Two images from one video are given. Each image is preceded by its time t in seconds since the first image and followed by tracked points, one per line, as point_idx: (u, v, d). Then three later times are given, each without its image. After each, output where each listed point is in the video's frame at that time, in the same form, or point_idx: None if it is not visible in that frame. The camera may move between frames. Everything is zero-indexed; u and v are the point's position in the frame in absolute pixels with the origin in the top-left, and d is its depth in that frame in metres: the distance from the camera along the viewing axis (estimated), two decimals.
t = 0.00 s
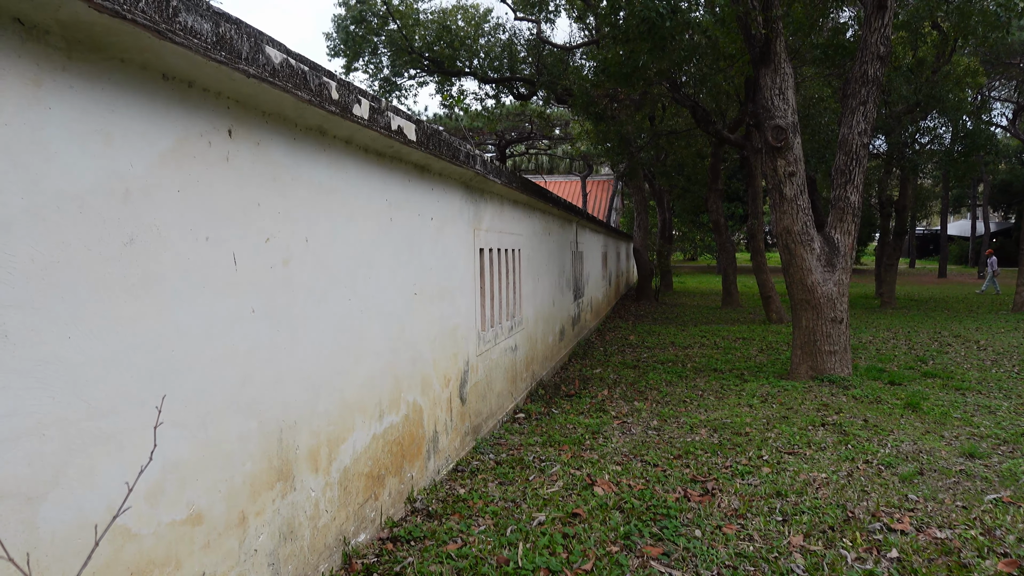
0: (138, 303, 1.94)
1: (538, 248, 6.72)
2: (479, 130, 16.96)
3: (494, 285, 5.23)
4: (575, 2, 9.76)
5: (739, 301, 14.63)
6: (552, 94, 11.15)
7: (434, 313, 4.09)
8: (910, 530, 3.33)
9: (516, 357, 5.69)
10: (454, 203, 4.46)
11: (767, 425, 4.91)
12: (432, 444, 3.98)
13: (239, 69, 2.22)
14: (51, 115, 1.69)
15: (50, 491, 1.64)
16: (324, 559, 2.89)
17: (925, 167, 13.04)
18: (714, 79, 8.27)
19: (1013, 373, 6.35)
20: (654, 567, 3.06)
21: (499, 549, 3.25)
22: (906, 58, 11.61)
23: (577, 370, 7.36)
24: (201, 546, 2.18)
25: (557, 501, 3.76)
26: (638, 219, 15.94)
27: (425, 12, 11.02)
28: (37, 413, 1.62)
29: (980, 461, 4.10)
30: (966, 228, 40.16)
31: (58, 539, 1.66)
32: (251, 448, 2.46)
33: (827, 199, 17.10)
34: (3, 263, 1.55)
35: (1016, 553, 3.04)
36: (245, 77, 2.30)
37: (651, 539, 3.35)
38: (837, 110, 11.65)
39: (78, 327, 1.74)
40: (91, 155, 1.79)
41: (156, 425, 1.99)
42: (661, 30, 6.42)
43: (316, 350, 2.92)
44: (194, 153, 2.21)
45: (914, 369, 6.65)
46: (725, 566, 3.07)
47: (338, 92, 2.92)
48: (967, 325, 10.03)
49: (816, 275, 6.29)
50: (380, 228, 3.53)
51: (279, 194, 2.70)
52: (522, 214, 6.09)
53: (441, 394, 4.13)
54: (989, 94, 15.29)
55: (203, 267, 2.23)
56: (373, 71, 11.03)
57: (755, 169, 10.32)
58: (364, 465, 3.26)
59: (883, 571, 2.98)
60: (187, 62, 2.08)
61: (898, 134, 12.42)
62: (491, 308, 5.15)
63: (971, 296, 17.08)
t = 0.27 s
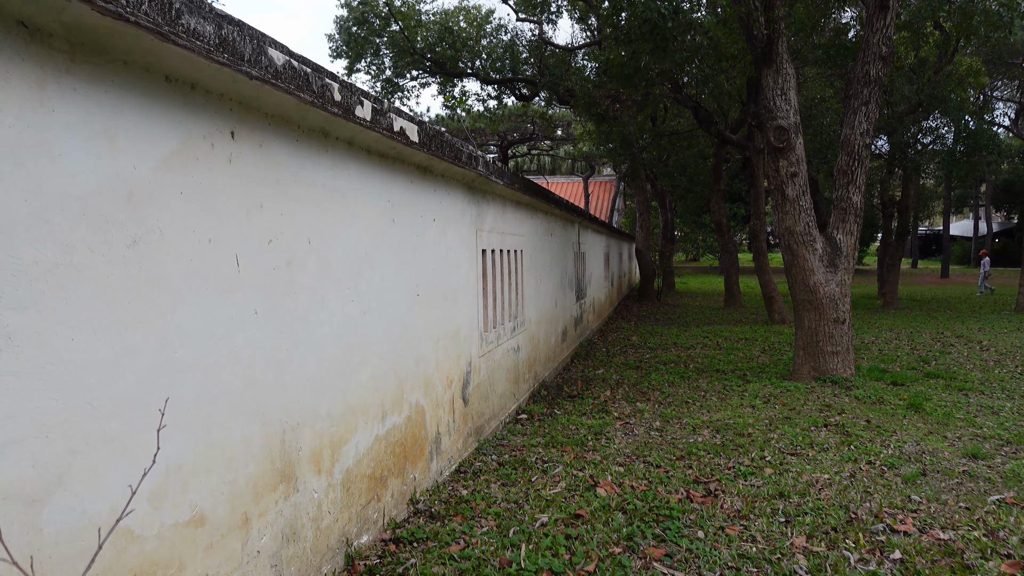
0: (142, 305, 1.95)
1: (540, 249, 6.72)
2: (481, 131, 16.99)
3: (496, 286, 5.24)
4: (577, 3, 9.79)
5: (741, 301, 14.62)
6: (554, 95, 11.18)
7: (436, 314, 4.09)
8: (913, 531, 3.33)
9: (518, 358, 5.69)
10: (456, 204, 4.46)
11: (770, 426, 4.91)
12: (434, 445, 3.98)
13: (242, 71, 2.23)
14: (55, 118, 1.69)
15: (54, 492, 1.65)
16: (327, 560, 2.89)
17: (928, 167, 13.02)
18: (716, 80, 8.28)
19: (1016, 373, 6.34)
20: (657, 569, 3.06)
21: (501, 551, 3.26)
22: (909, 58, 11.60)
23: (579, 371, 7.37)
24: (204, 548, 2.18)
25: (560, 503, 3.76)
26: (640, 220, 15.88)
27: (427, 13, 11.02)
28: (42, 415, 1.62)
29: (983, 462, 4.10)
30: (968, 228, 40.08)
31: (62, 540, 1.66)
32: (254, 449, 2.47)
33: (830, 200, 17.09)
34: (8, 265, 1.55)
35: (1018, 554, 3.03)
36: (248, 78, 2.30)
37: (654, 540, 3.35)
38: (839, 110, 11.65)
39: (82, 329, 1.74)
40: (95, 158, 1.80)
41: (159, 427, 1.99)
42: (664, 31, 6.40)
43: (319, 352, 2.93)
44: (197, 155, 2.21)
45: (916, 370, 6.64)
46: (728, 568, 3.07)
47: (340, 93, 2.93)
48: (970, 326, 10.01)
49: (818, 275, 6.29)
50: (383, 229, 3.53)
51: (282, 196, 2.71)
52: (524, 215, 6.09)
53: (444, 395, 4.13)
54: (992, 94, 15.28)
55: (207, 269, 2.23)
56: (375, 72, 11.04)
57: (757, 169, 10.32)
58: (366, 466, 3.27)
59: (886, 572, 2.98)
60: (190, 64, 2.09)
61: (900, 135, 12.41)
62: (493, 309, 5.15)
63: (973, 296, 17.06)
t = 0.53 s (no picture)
0: (142, 308, 1.94)
1: (540, 250, 6.72)
2: (481, 132, 17.00)
3: (496, 288, 5.23)
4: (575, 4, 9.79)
5: (739, 302, 14.63)
6: (553, 96, 11.13)
7: (436, 315, 4.09)
8: (913, 531, 3.34)
9: (518, 360, 5.68)
10: (455, 206, 4.46)
11: (769, 426, 4.91)
12: (434, 446, 3.98)
13: (241, 74, 2.23)
14: (54, 121, 1.69)
15: (55, 496, 1.64)
16: (328, 563, 2.89)
17: (926, 167, 13.05)
18: (714, 81, 8.30)
19: (1014, 372, 6.36)
20: (658, 570, 3.06)
21: (502, 552, 3.25)
22: (906, 58, 11.66)
23: (579, 372, 7.36)
24: (205, 551, 2.18)
25: (560, 504, 3.76)
26: (639, 222, 15.75)
27: (425, 14, 11.00)
28: (42, 419, 1.62)
29: (982, 461, 4.10)
30: (966, 228, 40.18)
31: (63, 544, 1.66)
32: (254, 452, 2.46)
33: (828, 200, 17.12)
34: (7, 269, 1.55)
35: (1019, 554, 3.04)
36: (247, 81, 2.30)
37: (654, 541, 3.35)
38: (837, 111, 11.68)
39: (82, 333, 1.74)
40: (94, 161, 1.80)
41: (158, 431, 1.99)
42: (662, 32, 6.44)
43: (318, 354, 2.92)
44: (196, 158, 2.21)
45: (915, 369, 6.65)
46: (728, 568, 3.07)
47: (339, 96, 2.93)
48: (968, 326, 10.03)
49: (817, 276, 6.29)
50: (382, 231, 3.53)
51: (281, 199, 2.70)
52: (523, 217, 6.09)
53: (444, 397, 4.13)
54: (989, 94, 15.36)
55: (207, 272, 2.23)
56: (373, 74, 11.03)
57: (756, 170, 10.34)
58: (366, 469, 3.27)
59: (886, 572, 2.99)
60: (189, 67, 2.09)
61: (898, 135, 12.46)
62: (492, 311, 5.15)
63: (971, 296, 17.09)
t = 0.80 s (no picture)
0: (131, 312, 1.93)
1: (533, 252, 6.73)
2: (475, 133, 17.00)
3: (489, 289, 5.23)
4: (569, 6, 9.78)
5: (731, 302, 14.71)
6: (547, 98, 11.05)
7: (429, 317, 4.09)
8: (901, 529, 3.39)
9: (511, 361, 5.68)
10: (448, 208, 4.46)
11: (761, 426, 4.95)
12: (427, 449, 3.97)
13: (231, 76, 2.21)
14: (41, 123, 1.67)
15: (42, 501, 1.63)
16: (319, 567, 2.88)
17: (914, 169, 13.17)
18: (706, 84, 8.36)
19: (1001, 372, 6.45)
20: (650, 570, 3.08)
21: (495, 554, 3.26)
22: (895, 61, 11.84)
23: (572, 373, 7.38)
24: (194, 556, 2.17)
25: (553, 505, 3.77)
26: (632, 222, 15.68)
27: (419, 16, 10.99)
28: (29, 425, 1.60)
29: (969, 460, 4.16)
30: (954, 229, 40.64)
31: (50, 550, 1.64)
32: (245, 456, 2.45)
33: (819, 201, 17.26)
34: None
35: (1004, 551, 3.10)
36: (237, 83, 2.29)
37: (646, 541, 3.38)
38: (827, 113, 11.79)
39: (71, 337, 1.73)
40: (82, 164, 1.78)
41: (148, 436, 1.97)
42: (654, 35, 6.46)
43: (310, 357, 2.92)
44: (186, 161, 2.19)
45: (904, 369, 6.72)
46: (720, 568, 3.10)
47: (331, 97, 2.91)
48: (955, 325, 10.15)
49: (807, 277, 6.34)
50: (375, 234, 3.52)
51: (272, 201, 2.69)
52: (516, 218, 6.09)
53: (437, 400, 4.12)
54: (976, 97, 15.59)
55: (197, 276, 2.22)
56: (367, 75, 10.96)
57: (747, 172, 10.41)
58: (359, 472, 3.26)
59: (874, 571, 3.03)
60: (178, 68, 2.07)
61: (886, 137, 12.59)
62: (486, 312, 5.15)
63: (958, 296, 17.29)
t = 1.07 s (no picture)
0: (92, 314, 1.89)
1: (507, 253, 6.73)
2: (450, 134, 16.97)
3: (462, 290, 5.22)
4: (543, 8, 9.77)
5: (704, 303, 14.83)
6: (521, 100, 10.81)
7: (402, 319, 4.07)
8: (866, 524, 3.47)
9: (485, 362, 5.68)
10: (421, 208, 4.44)
11: (732, 424, 5.01)
12: (400, 451, 3.95)
13: (196, 74, 2.18)
14: None
15: None
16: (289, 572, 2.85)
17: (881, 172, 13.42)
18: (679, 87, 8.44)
19: (963, 369, 6.63)
20: (622, 568, 3.10)
21: (468, 556, 3.26)
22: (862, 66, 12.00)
23: (546, 374, 7.40)
24: (159, 564, 2.13)
25: (526, 506, 3.78)
26: (607, 224, 15.68)
27: (393, 15, 10.93)
28: None
29: (932, 455, 4.26)
30: (920, 231, 41.67)
31: (6, 559, 1.60)
32: (212, 461, 2.42)
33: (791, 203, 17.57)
34: None
35: (964, 543, 3.21)
36: (203, 81, 2.26)
37: (619, 540, 3.40)
38: (797, 116, 12.01)
39: (27, 341, 1.68)
40: (40, 163, 1.74)
41: (109, 441, 1.93)
42: (627, 38, 6.49)
43: (279, 359, 2.88)
44: (149, 160, 2.15)
45: (870, 367, 6.86)
46: (690, 565, 3.14)
47: (301, 97, 2.88)
48: (920, 324, 10.40)
49: (777, 277, 6.42)
50: (346, 235, 3.50)
51: (240, 201, 2.65)
52: (490, 219, 6.09)
53: (410, 402, 4.10)
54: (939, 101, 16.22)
55: (161, 277, 2.18)
56: (340, 74, 10.85)
57: (719, 174, 10.55)
58: (330, 475, 3.24)
59: (840, 565, 3.09)
60: (142, 66, 2.04)
61: (854, 141, 12.87)
62: (459, 313, 5.13)
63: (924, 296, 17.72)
